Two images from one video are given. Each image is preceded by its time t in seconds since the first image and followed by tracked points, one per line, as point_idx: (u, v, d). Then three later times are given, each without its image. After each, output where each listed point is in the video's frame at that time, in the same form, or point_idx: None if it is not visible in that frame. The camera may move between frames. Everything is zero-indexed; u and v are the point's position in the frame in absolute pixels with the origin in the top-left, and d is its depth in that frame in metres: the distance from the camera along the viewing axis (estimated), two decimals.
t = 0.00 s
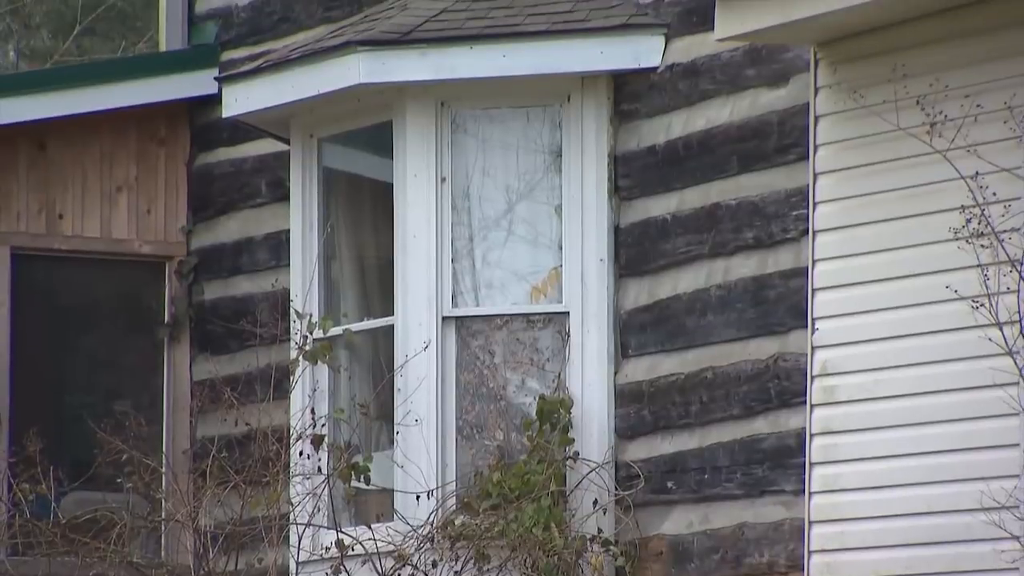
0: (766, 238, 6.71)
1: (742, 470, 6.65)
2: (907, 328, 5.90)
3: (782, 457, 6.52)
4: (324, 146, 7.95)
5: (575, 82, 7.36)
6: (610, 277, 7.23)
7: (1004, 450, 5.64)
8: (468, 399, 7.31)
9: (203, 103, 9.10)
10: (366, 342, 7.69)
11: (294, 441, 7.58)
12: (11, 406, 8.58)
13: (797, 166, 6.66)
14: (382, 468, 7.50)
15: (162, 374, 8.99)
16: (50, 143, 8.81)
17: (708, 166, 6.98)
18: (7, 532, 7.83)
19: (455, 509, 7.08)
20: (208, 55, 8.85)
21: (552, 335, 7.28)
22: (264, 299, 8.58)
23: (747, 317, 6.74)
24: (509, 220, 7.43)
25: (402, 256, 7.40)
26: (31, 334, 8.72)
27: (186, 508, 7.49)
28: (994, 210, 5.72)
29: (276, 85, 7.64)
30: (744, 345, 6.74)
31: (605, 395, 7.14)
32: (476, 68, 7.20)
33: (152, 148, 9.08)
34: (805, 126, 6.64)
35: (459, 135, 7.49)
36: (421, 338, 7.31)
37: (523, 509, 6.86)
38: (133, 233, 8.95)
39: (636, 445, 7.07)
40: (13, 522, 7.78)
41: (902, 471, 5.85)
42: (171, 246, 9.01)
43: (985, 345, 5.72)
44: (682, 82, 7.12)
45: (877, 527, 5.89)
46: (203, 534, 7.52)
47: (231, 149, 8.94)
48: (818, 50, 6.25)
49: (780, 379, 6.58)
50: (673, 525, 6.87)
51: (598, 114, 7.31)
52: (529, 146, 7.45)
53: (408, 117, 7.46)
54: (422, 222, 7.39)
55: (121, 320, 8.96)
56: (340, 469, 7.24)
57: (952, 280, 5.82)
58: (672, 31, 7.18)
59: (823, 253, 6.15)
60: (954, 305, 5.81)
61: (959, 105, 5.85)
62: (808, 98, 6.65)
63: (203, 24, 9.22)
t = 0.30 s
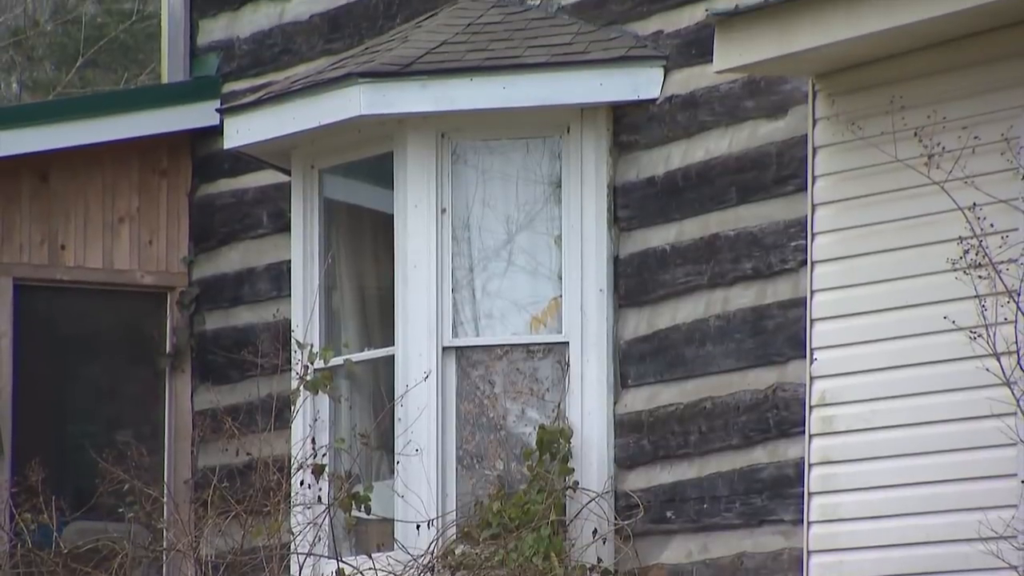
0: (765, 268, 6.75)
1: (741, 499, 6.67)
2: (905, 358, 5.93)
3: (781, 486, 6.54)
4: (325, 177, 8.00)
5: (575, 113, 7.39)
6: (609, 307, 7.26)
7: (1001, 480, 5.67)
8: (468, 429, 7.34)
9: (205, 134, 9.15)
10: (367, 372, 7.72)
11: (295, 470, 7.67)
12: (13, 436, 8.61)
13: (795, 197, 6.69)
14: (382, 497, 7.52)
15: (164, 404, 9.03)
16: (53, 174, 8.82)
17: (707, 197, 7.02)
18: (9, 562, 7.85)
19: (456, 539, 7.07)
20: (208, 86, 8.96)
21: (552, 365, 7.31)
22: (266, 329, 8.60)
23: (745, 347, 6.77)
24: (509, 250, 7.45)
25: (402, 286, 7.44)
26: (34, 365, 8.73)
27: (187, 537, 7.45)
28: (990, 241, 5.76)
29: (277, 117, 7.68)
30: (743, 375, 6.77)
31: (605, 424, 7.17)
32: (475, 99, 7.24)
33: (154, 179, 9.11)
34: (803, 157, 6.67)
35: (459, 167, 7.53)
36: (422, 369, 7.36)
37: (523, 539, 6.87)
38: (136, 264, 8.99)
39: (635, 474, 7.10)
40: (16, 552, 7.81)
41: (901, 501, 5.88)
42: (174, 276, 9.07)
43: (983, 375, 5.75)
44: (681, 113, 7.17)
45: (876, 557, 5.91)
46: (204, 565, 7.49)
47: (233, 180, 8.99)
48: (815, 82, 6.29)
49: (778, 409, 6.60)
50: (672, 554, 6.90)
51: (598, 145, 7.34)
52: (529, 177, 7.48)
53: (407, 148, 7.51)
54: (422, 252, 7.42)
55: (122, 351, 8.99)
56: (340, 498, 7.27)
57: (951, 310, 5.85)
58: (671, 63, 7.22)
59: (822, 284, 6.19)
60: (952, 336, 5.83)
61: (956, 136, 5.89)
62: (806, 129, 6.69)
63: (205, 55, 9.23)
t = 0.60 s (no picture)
0: (763, 305, 6.78)
1: (740, 535, 6.70)
2: (904, 394, 5.96)
3: (780, 522, 6.57)
4: (326, 214, 8.03)
5: (574, 149, 7.42)
6: (609, 343, 7.28)
7: (1000, 516, 5.69)
8: (468, 465, 7.36)
9: (206, 171, 9.18)
10: (368, 408, 7.75)
11: (295, 506, 7.70)
12: (15, 472, 8.63)
13: (793, 235, 6.74)
14: (382, 533, 7.54)
15: (165, 440, 9.04)
16: (55, 212, 8.85)
17: (706, 234, 7.06)
18: None
19: None
20: (211, 123, 9.00)
21: (552, 401, 7.33)
22: (267, 365, 8.64)
23: (744, 383, 6.79)
24: (509, 286, 7.47)
25: (403, 323, 7.47)
26: (35, 401, 8.75)
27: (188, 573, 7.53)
28: (988, 278, 5.80)
29: (279, 154, 7.72)
30: (742, 411, 6.79)
31: (605, 460, 7.18)
32: (476, 137, 7.28)
33: (156, 217, 9.14)
34: (801, 195, 6.73)
35: (459, 204, 7.55)
36: (422, 405, 7.38)
37: None
38: (137, 301, 9.01)
39: (635, 510, 7.11)
40: None
41: (900, 537, 5.91)
42: (175, 312, 9.10)
43: (981, 412, 5.77)
44: (680, 151, 7.21)
45: None
46: None
47: (234, 217, 9.02)
48: (813, 120, 6.32)
49: (777, 445, 6.62)
50: None
51: (597, 182, 7.38)
52: (528, 214, 7.49)
53: (409, 185, 7.53)
54: (422, 289, 7.44)
55: (123, 387, 9.01)
56: (339, 535, 7.34)
57: (949, 347, 5.87)
58: (671, 100, 7.26)
59: (820, 320, 6.22)
60: (950, 373, 5.86)
61: (954, 174, 5.92)
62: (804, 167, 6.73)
63: (206, 93, 9.26)
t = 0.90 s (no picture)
0: (762, 343, 6.84)
1: (739, 572, 6.74)
2: (902, 433, 5.98)
3: (779, 559, 6.62)
4: (327, 253, 8.06)
5: (574, 189, 7.46)
6: (609, 381, 7.31)
7: (997, 554, 5.71)
8: (468, 502, 7.38)
9: (207, 210, 9.21)
10: (368, 445, 7.77)
11: (296, 544, 7.73)
12: (18, 510, 8.66)
13: (792, 273, 6.80)
14: (382, 571, 7.57)
15: (165, 478, 9.04)
16: (57, 251, 8.89)
17: (704, 273, 7.11)
18: None
19: None
20: (214, 162, 9.06)
21: (552, 439, 7.35)
22: (268, 404, 8.68)
23: (743, 421, 6.85)
24: (508, 324, 7.49)
25: (403, 361, 7.48)
26: (37, 439, 8.79)
27: None
28: (985, 316, 5.82)
29: (280, 193, 7.77)
30: (740, 448, 6.84)
31: (604, 498, 7.21)
32: (476, 176, 7.32)
33: (158, 257, 9.17)
34: (799, 234, 6.79)
35: (459, 242, 7.58)
36: (422, 443, 7.39)
37: None
38: (137, 339, 9.03)
39: (634, 548, 7.13)
40: None
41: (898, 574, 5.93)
42: (175, 351, 9.12)
43: (978, 450, 5.79)
44: (678, 190, 7.26)
45: None
46: None
47: (235, 256, 9.06)
48: (812, 159, 6.36)
49: (775, 483, 6.69)
50: None
51: (596, 222, 7.41)
52: (528, 252, 7.52)
53: (410, 224, 7.55)
54: (422, 327, 7.47)
55: (124, 426, 9.02)
56: (340, 572, 7.40)
57: (947, 385, 5.90)
58: (670, 139, 7.30)
59: (819, 358, 6.25)
60: (948, 411, 5.88)
61: (951, 214, 5.96)
62: (802, 206, 6.79)
63: (207, 132, 9.30)
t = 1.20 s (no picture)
0: (761, 377, 6.87)
1: None
2: (901, 466, 6.01)
3: None
4: (328, 287, 8.10)
5: (574, 223, 7.49)
6: (608, 415, 7.34)
7: None
8: (468, 535, 7.40)
9: (208, 244, 9.26)
10: (369, 479, 7.79)
11: None
12: (19, 543, 8.66)
13: (790, 307, 6.83)
14: None
15: (166, 512, 9.08)
16: (60, 286, 8.92)
17: (703, 307, 7.14)
18: None
19: None
20: (214, 199, 9.15)
21: (552, 473, 7.38)
22: (269, 437, 8.72)
23: (742, 455, 6.88)
24: (508, 358, 7.52)
25: (404, 396, 7.51)
26: (39, 473, 8.80)
27: None
28: (983, 350, 5.85)
29: (281, 228, 7.81)
30: (739, 482, 6.87)
31: (604, 531, 7.23)
32: (476, 212, 7.37)
33: (160, 291, 9.22)
34: (797, 269, 6.83)
35: (460, 276, 7.61)
36: (422, 476, 7.42)
37: None
38: (140, 373, 9.06)
39: None
40: None
41: None
42: (178, 385, 9.14)
43: (977, 484, 5.81)
44: (678, 225, 7.29)
45: None
46: None
47: (236, 290, 9.10)
48: (810, 194, 6.41)
49: (774, 517, 6.72)
50: None
51: (596, 257, 7.45)
52: (528, 287, 7.55)
53: (410, 258, 7.59)
54: (423, 361, 7.50)
55: (126, 460, 9.05)
56: None
57: (945, 420, 5.93)
58: (669, 174, 7.34)
59: (818, 392, 6.29)
60: (946, 445, 5.91)
61: (950, 249, 5.99)
62: (801, 241, 6.83)
63: (209, 167, 9.37)
